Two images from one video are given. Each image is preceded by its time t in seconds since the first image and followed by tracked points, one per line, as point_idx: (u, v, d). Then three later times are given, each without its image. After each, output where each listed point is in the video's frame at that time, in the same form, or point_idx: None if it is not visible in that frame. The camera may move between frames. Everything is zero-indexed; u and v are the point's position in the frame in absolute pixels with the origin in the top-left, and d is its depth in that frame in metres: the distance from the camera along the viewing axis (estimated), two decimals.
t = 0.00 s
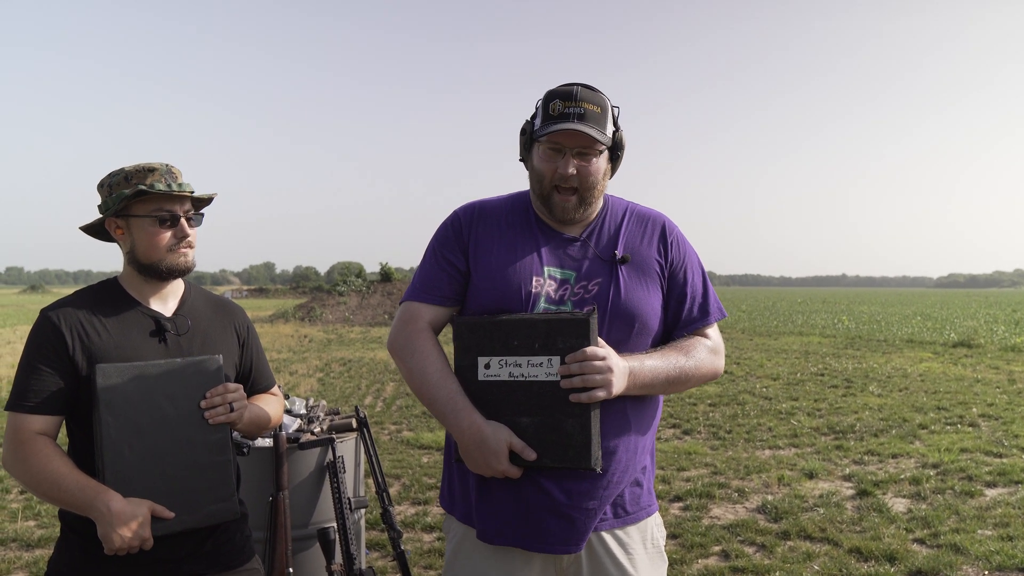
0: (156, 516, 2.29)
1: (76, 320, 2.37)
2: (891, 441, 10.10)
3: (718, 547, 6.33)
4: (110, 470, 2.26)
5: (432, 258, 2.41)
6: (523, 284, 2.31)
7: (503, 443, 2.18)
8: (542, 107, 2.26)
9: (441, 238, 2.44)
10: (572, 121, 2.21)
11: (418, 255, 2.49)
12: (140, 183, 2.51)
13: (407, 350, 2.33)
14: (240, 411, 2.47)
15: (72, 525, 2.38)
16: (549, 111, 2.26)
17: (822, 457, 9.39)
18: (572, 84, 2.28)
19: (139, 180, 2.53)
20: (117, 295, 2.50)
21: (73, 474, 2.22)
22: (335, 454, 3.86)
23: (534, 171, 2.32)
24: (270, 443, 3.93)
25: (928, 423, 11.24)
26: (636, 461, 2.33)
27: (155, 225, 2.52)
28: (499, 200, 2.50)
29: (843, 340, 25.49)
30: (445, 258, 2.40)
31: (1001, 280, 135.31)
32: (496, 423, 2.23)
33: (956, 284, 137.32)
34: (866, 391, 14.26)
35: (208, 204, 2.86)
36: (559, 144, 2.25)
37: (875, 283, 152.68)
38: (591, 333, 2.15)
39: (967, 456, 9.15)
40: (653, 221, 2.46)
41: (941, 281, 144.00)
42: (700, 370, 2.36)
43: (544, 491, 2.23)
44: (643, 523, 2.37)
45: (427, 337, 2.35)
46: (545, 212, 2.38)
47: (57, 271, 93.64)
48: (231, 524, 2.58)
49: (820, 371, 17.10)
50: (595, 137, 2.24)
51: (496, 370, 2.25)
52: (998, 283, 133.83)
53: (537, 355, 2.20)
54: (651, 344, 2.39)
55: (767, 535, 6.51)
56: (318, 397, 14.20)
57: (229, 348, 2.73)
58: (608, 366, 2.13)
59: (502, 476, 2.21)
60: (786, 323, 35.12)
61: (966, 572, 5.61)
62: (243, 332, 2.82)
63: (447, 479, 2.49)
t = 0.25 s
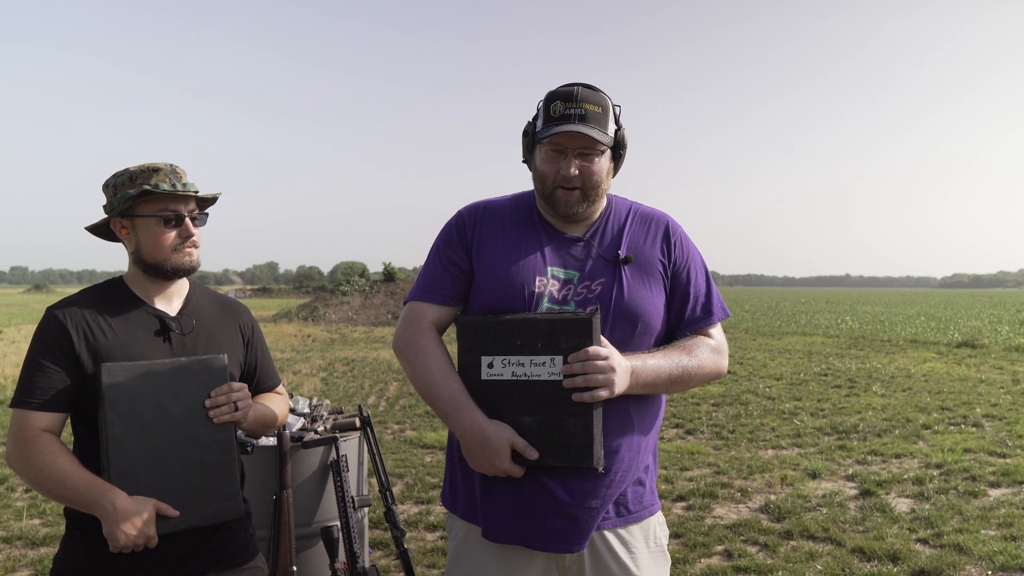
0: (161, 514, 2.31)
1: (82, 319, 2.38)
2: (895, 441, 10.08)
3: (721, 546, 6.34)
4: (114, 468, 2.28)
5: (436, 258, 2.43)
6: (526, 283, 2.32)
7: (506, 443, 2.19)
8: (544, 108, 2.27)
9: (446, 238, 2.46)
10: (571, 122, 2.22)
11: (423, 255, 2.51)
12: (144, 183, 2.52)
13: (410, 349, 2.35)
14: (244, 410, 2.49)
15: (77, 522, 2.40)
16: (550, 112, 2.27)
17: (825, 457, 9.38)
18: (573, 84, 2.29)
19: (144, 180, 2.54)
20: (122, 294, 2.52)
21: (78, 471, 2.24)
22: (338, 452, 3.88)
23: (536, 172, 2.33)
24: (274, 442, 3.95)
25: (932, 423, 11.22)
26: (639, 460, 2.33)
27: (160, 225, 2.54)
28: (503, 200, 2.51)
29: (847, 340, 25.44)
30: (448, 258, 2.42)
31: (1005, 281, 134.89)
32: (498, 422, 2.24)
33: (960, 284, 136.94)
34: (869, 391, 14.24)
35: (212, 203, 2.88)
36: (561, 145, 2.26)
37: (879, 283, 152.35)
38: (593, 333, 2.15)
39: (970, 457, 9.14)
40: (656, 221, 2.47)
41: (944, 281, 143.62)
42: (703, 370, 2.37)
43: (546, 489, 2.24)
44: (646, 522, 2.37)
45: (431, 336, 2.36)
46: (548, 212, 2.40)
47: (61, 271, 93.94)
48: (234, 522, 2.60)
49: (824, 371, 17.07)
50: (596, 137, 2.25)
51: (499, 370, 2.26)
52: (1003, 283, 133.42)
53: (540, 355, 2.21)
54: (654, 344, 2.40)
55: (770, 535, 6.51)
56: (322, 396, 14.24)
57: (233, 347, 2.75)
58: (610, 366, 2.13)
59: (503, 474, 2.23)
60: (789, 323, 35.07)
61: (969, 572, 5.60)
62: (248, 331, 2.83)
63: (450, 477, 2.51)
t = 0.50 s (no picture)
0: (166, 511, 2.32)
1: (86, 317, 2.40)
2: (898, 440, 10.07)
3: (723, 545, 6.34)
4: (118, 465, 2.29)
5: (440, 259, 2.48)
6: (524, 281, 2.34)
7: (505, 440, 2.21)
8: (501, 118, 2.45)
9: (448, 240, 2.51)
10: (508, 125, 2.34)
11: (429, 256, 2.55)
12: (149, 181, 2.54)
13: (413, 349, 2.39)
14: (247, 407, 2.50)
15: (82, 520, 2.42)
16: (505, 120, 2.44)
17: (828, 457, 9.37)
18: (528, 91, 2.40)
19: (148, 178, 2.55)
20: (127, 292, 2.54)
21: (82, 468, 2.25)
22: (341, 451, 3.88)
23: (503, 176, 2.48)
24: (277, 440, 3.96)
25: (935, 422, 11.20)
26: (643, 457, 2.34)
27: (164, 223, 2.56)
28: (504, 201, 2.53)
29: (849, 340, 25.40)
30: (450, 259, 2.46)
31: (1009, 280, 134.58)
32: (499, 420, 2.25)
33: (963, 284, 136.66)
34: (872, 391, 14.22)
35: (215, 201, 2.89)
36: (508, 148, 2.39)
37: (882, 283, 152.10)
38: (591, 330, 2.15)
39: (973, 456, 9.12)
40: (657, 216, 2.46)
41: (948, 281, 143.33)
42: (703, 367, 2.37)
43: (548, 487, 2.25)
44: (652, 521, 2.38)
45: (434, 336, 2.40)
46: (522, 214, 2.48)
47: (65, 271, 94.15)
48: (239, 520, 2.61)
49: (827, 371, 17.05)
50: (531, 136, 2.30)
51: (500, 368, 2.28)
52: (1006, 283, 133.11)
53: (539, 353, 2.21)
54: (655, 339, 2.40)
55: (772, 534, 6.51)
56: (325, 396, 14.26)
57: (237, 345, 2.76)
58: (609, 361, 2.13)
59: (504, 472, 2.25)
60: (791, 323, 35.04)
61: (972, 572, 5.60)
62: (251, 329, 2.84)
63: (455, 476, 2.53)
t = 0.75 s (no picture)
0: (173, 511, 2.34)
1: (93, 318, 2.41)
2: (903, 440, 10.05)
3: (728, 545, 6.33)
4: (125, 465, 2.30)
5: (446, 264, 2.57)
6: (521, 283, 2.38)
7: (501, 441, 2.23)
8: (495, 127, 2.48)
9: (454, 246, 2.59)
10: (498, 134, 2.36)
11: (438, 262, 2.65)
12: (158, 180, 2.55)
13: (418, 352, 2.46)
14: (254, 408, 2.50)
15: (89, 519, 2.43)
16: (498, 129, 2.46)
17: (832, 457, 9.35)
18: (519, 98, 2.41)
19: (157, 178, 2.56)
20: (135, 292, 2.55)
21: (91, 468, 2.27)
22: (346, 450, 3.89)
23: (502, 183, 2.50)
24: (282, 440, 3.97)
25: (940, 423, 11.16)
26: (649, 458, 2.33)
27: (174, 221, 2.56)
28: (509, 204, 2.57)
29: (853, 340, 25.36)
30: (455, 264, 2.54)
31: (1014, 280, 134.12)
32: (497, 420, 2.27)
33: (968, 284, 136.23)
34: (877, 391, 14.19)
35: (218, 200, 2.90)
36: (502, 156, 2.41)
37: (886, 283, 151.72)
38: (582, 329, 2.12)
39: (978, 457, 9.09)
40: (657, 211, 2.43)
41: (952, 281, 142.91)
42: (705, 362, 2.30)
43: (549, 487, 2.26)
44: (662, 523, 2.37)
45: (438, 339, 2.46)
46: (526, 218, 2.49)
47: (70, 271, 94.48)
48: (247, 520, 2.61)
49: (831, 371, 17.02)
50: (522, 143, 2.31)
51: (498, 369, 2.29)
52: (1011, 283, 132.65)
53: (533, 353, 2.21)
54: (656, 337, 2.36)
55: (777, 534, 6.50)
56: (329, 395, 14.29)
57: (244, 345, 2.77)
58: (601, 360, 2.10)
59: (504, 472, 2.27)
60: (795, 323, 34.99)
61: (978, 572, 5.58)
62: (258, 329, 2.85)
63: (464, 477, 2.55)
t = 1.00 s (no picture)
0: (184, 509, 2.34)
1: (105, 317, 2.41)
2: (910, 441, 10.00)
3: (735, 546, 6.32)
4: (136, 463, 2.31)
5: (460, 259, 2.56)
6: (533, 279, 2.37)
7: (509, 437, 2.22)
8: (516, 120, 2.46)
9: (468, 241, 2.59)
10: (522, 127, 2.34)
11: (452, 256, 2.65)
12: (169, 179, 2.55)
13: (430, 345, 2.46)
14: (265, 406, 2.51)
15: (102, 517, 2.44)
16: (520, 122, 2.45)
17: (839, 457, 9.32)
18: (542, 92, 2.40)
19: (168, 177, 2.56)
20: (146, 291, 2.55)
21: (103, 467, 2.27)
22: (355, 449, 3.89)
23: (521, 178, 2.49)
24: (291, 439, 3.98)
25: (948, 423, 11.11)
26: (659, 458, 2.32)
27: (185, 221, 2.57)
28: (522, 201, 2.57)
29: (859, 341, 25.28)
30: (469, 258, 2.54)
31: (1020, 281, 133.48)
32: (507, 416, 2.27)
33: (974, 284, 135.65)
34: (883, 392, 14.14)
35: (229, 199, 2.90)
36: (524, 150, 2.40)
37: (892, 283, 151.19)
38: (592, 326, 2.13)
39: (986, 458, 9.05)
40: (672, 210, 2.42)
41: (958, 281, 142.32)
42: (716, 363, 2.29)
43: (558, 485, 2.26)
44: (672, 525, 2.36)
45: (450, 333, 2.46)
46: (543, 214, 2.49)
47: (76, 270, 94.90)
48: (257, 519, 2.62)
49: (837, 372, 16.96)
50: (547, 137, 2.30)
51: (509, 365, 2.28)
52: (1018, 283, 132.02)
53: (544, 350, 2.20)
54: (668, 336, 2.36)
55: (784, 535, 6.49)
56: (335, 395, 14.32)
57: (254, 343, 2.77)
58: (610, 359, 2.09)
59: (512, 468, 2.26)
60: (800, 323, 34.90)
61: (987, 573, 5.56)
62: (269, 328, 2.86)
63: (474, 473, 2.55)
